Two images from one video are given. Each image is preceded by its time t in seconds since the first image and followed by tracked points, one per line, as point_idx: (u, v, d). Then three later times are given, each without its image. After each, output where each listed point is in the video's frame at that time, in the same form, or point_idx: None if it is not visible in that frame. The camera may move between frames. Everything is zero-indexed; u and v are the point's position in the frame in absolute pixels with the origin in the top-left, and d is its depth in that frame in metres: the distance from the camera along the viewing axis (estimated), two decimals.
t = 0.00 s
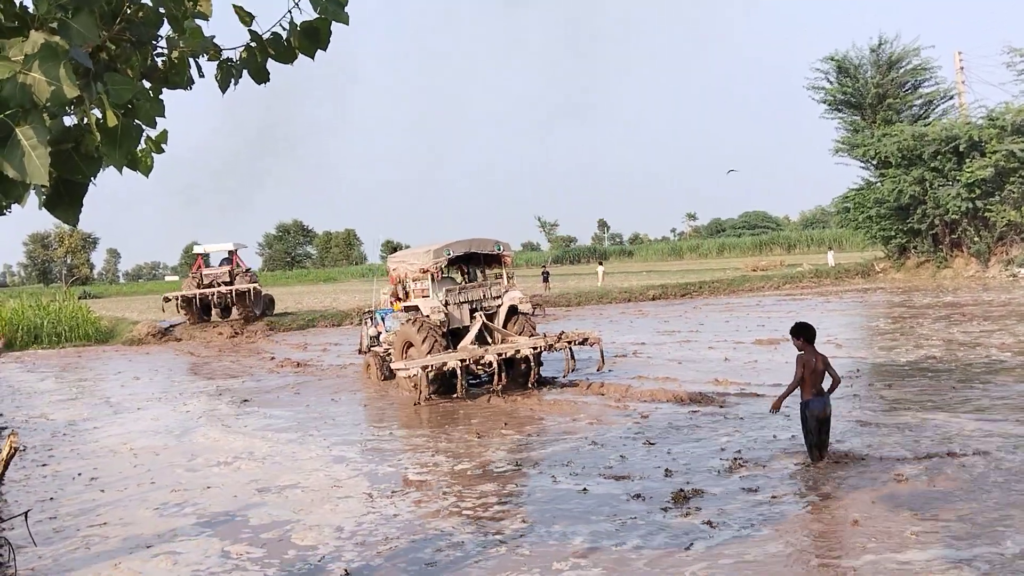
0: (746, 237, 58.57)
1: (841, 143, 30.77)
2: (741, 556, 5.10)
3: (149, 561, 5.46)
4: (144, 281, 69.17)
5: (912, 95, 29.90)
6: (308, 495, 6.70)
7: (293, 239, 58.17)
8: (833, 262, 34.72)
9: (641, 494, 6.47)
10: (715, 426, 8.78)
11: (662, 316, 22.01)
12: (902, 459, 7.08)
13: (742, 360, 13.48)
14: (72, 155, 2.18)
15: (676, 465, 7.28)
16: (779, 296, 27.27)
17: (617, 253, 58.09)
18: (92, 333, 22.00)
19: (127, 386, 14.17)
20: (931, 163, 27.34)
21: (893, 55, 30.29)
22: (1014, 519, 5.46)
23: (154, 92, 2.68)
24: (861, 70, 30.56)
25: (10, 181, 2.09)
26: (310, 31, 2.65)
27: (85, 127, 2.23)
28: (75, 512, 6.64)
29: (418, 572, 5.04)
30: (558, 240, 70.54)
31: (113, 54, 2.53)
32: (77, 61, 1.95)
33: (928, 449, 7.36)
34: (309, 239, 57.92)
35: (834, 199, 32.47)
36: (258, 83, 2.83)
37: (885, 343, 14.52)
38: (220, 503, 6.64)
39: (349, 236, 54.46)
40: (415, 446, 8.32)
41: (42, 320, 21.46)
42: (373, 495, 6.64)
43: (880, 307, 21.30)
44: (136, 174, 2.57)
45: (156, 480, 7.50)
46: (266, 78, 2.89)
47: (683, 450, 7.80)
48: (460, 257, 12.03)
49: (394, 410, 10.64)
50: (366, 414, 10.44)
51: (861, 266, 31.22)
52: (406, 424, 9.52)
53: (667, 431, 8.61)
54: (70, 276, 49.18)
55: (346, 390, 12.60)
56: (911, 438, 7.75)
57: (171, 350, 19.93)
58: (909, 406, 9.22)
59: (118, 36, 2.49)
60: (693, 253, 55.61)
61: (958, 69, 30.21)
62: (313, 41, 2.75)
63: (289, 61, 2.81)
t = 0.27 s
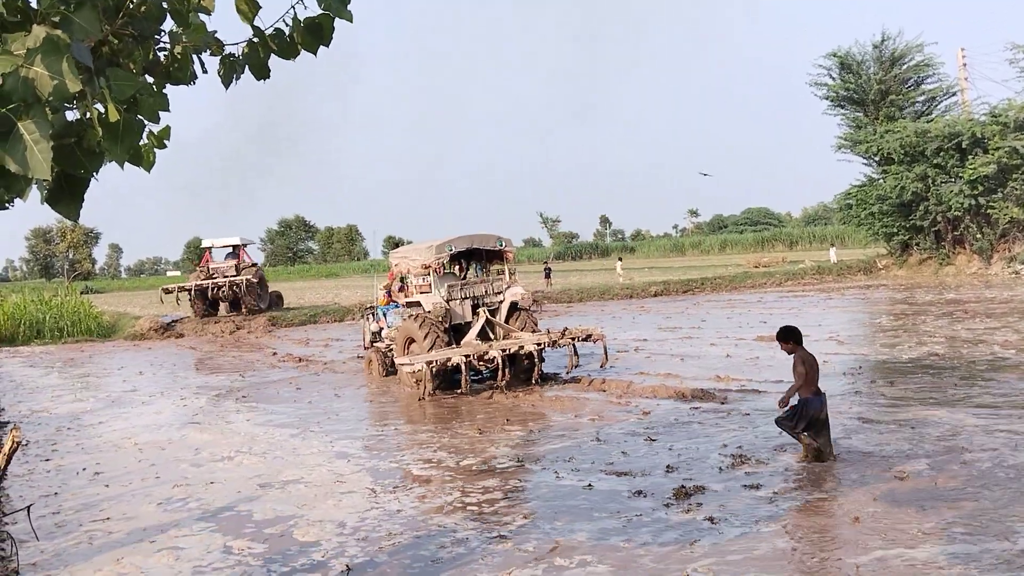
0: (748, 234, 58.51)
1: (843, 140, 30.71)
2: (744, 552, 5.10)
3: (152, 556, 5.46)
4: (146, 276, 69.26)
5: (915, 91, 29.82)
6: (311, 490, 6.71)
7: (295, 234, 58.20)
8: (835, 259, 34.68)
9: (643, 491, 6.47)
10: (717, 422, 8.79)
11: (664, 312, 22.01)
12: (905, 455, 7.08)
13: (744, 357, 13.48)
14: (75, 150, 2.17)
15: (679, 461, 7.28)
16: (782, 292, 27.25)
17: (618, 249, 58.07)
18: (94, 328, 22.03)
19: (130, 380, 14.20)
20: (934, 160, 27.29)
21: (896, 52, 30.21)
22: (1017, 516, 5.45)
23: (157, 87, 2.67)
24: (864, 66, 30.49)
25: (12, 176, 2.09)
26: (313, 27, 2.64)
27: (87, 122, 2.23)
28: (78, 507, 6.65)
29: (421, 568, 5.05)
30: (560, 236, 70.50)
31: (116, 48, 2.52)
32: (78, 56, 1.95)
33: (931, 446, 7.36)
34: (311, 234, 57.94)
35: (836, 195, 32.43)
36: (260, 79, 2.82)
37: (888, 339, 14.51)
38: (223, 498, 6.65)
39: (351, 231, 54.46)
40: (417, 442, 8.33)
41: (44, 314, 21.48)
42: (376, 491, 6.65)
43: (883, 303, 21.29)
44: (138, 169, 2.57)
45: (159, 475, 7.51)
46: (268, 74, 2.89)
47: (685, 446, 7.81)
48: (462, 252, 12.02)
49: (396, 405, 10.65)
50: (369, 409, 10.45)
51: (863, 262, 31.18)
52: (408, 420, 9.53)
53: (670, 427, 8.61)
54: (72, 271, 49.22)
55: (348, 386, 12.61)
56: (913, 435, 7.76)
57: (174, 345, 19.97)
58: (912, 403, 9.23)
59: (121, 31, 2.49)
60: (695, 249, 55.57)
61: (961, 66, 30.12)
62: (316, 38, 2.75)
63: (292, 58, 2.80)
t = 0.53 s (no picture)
0: (751, 234, 58.47)
1: (846, 140, 30.69)
2: (747, 553, 5.10)
3: (155, 555, 5.47)
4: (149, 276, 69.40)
5: (918, 92, 29.79)
6: (314, 490, 6.72)
7: (298, 234, 58.31)
8: (837, 259, 34.66)
9: (646, 491, 6.47)
10: (720, 422, 8.78)
11: (666, 312, 22.01)
12: (908, 456, 7.08)
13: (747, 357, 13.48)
14: (78, 149, 2.17)
15: (682, 461, 7.28)
16: (784, 292, 27.24)
17: (621, 249, 58.07)
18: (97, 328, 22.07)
19: (134, 380, 14.24)
20: (936, 160, 27.26)
21: (899, 52, 30.18)
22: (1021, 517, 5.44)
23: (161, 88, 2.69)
24: (867, 67, 30.46)
25: (16, 175, 2.10)
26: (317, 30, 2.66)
27: (91, 122, 2.23)
28: (81, 507, 6.67)
29: (424, 568, 5.05)
30: (562, 236, 70.52)
31: (120, 49, 2.53)
32: (82, 57, 1.95)
33: (934, 446, 7.35)
34: (313, 234, 58.02)
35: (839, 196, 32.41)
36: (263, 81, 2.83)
37: (890, 340, 14.50)
38: (226, 497, 6.66)
39: (354, 231, 54.51)
40: (420, 441, 8.34)
41: (47, 314, 21.49)
42: (379, 490, 6.66)
43: (885, 304, 21.26)
44: (141, 169, 2.58)
45: (162, 474, 7.52)
46: (272, 76, 2.89)
47: (686, 446, 7.82)
48: (465, 253, 12.04)
49: (399, 405, 10.66)
50: (372, 409, 10.46)
51: (866, 263, 31.15)
52: (411, 420, 9.54)
53: (672, 427, 8.61)
54: (75, 270, 49.31)
55: (351, 385, 12.62)
56: (916, 436, 7.75)
57: (177, 344, 20.00)
58: (914, 403, 9.22)
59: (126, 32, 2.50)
60: (697, 249, 55.55)
61: (964, 66, 30.07)
62: (319, 42, 2.76)
63: (296, 61, 2.81)
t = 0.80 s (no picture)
0: (752, 232, 58.45)
1: (847, 138, 30.65)
2: (746, 550, 5.11)
3: (156, 551, 5.47)
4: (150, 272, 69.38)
5: (919, 90, 29.75)
6: (314, 486, 6.73)
7: (298, 230, 58.30)
8: (838, 256, 34.65)
9: (645, 487, 6.48)
10: (720, 420, 8.79)
11: (666, 309, 22.01)
12: (907, 453, 7.09)
13: (746, 354, 13.48)
14: (79, 145, 2.17)
15: (682, 458, 7.29)
16: (784, 290, 27.22)
17: (621, 246, 58.04)
18: (96, 323, 22.05)
19: (134, 375, 14.24)
20: (937, 158, 27.24)
21: (900, 50, 30.13)
22: (1019, 515, 5.45)
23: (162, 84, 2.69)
24: (868, 65, 30.42)
25: (16, 170, 2.10)
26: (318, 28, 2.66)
27: (91, 117, 2.23)
28: (81, 502, 6.67)
29: (424, 565, 5.05)
30: (562, 233, 70.48)
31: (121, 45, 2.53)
32: (82, 52, 1.95)
33: (933, 444, 7.36)
34: (314, 230, 58.01)
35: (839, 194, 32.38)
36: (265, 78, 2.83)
37: (890, 338, 14.50)
38: (227, 493, 6.66)
39: (354, 228, 54.48)
40: (420, 438, 8.35)
41: (47, 309, 21.49)
42: (379, 487, 6.67)
43: (886, 302, 21.24)
44: (143, 165, 2.58)
45: (162, 470, 7.52)
46: (273, 73, 2.89)
47: (685, 443, 7.83)
48: (465, 249, 12.04)
49: (399, 401, 10.67)
50: (372, 405, 10.46)
51: (866, 261, 31.14)
52: (411, 416, 9.55)
53: (672, 424, 8.62)
54: (76, 266, 49.27)
55: (351, 381, 12.63)
56: (915, 434, 7.76)
57: (177, 340, 20.00)
58: (914, 401, 9.22)
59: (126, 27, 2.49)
60: (697, 246, 55.51)
61: (966, 65, 30.04)
62: (321, 39, 2.76)
63: (297, 58, 2.82)
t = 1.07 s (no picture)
0: (756, 229, 58.37)
1: (851, 134, 30.58)
2: (750, 545, 5.11)
3: (161, 546, 5.49)
4: (153, 268, 69.50)
5: (923, 86, 29.66)
6: (318, 481, 6.74)
7: (302, 227, 58.36)
8: (842, 253, 34.59)
9: (648, 483, 6.48)
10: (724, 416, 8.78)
11: (670, 306, 22.00)
12: (910, 450, 7.08)
13: (750, 351, 13.47)
14: (83, 140, 2.18)
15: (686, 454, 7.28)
16: (788, 286, 27.18)
17: (625, 242, 58.01)
18: (101, 319, 22.10)
19: (139, 371, 14.27)
20: (941, 155, 27.17)
21: (904, 46, 30.03)
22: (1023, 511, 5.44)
23: (167, 80, 2.69)
24: (872, 61, 30.32)
25: (21, 165, 2.10)
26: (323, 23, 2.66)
27: (96, 113, 2.23)
28: (87, 497, 6.69)
29: (429, 560, 5.07)
30: (566, 229, 70.44)
31: (126, 41, 2.53)
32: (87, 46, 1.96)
33: (937, 440, 7.35)
34: (317, 226, 58.04)
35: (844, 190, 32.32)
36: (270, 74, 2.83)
37: (894, 334, 14.47)
38: (231, 488, 6.68)
39: (358, 224, 54.48)
40: (424, 433, 8.36)
41: (51, 305, 21.53)
42: (383, 482, 6.68)
43: (890, 298, 21.20)
44: (148, 161, 2.58)
45: (167, 465, 7.54)
46: (278, 69, 2.89)
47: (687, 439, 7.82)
48: (469, 246, 12.04)
49: (402, 397, 10.68)
50: (375, 401, 10.48)
51: (870, 257, 31.08)
52: (415, 412, 9.56)
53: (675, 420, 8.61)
54: (80, 262, 49.32)
55: (354, 377, 12.65)
56: (919, 430, 7.75)
57: (182, 336, 20.05)
58: (918, 397, 9.21)
59: (131, 23, 2.49)
60: (701, 242, 55.45)
61: (970, 61, 29.93)
62: (325, 35, 2.76)
63: (302, 54, 2.82)
